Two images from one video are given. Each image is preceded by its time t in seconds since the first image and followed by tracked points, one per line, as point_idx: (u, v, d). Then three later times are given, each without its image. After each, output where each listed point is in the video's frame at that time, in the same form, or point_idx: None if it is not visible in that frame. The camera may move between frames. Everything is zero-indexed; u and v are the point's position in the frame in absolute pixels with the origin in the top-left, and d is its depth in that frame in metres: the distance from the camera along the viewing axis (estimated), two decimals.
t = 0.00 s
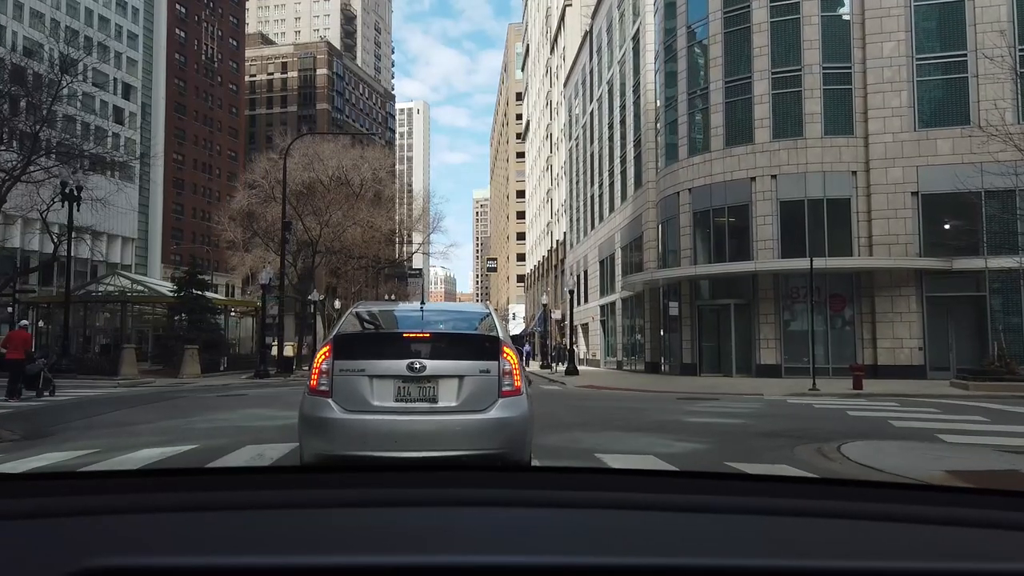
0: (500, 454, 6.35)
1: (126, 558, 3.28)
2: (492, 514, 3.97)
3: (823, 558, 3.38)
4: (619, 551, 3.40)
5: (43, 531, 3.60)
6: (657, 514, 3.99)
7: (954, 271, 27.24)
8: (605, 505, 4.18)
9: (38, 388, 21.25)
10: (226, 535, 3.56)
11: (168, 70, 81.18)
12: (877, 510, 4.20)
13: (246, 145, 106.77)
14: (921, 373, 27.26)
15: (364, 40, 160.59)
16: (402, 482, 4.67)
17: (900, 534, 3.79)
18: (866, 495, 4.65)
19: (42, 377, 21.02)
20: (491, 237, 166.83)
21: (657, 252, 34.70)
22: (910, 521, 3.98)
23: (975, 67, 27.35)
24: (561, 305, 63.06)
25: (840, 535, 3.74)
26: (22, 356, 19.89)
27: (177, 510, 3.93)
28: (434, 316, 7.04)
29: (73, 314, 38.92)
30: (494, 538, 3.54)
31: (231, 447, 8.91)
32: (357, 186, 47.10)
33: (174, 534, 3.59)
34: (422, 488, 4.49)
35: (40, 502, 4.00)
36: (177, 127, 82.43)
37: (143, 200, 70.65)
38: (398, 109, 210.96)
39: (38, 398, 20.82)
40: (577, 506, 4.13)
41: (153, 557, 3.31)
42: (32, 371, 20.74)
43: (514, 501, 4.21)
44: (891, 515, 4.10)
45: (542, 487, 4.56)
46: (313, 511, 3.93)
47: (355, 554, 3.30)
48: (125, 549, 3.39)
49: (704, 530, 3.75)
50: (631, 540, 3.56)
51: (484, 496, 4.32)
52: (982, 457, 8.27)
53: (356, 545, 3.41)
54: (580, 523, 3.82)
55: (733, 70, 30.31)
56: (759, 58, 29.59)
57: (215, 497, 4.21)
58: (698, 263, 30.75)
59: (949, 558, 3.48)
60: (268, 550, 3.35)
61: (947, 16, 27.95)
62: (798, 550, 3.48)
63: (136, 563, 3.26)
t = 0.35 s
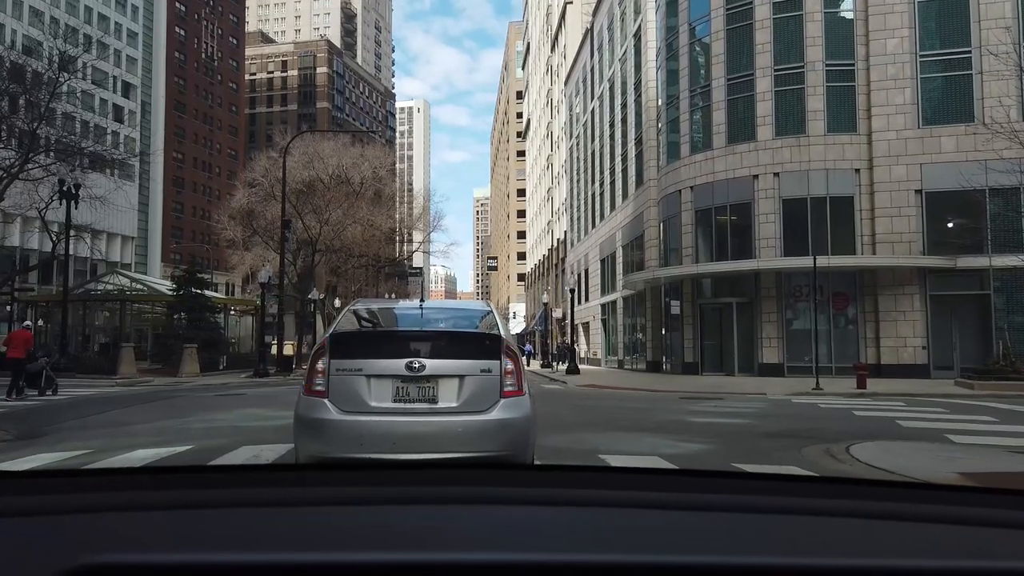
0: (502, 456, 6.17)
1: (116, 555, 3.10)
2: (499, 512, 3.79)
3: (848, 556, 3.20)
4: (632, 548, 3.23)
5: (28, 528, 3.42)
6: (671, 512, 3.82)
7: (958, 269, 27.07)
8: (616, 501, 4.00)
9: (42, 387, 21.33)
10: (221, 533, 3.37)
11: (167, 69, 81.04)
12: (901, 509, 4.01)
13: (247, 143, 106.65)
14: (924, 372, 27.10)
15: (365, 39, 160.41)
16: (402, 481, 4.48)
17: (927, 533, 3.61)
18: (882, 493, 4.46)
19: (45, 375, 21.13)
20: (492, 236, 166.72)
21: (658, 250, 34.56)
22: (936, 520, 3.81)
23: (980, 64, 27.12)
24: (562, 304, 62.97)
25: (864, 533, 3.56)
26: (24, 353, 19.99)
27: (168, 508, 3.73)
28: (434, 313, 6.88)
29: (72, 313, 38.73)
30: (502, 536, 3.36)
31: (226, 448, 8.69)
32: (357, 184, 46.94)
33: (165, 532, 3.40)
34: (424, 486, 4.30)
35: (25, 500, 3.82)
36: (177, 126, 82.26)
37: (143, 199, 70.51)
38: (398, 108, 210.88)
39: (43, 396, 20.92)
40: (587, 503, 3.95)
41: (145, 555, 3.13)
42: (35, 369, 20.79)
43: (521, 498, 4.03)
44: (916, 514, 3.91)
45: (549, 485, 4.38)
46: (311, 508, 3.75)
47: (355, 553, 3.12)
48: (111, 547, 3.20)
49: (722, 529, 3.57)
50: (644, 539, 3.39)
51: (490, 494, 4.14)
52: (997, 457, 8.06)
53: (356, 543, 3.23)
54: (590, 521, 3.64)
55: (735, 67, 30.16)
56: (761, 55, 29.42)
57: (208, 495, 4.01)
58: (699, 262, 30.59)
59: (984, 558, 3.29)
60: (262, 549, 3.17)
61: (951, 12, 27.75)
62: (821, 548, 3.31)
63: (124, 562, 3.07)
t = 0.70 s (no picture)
0: (504, 457, 6.01)
1: (106, 555, 2.96)
2: (504, 512, 3.63)
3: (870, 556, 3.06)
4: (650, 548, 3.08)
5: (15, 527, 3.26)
6: (685, 508, 3.66)
7: (961, 267, 26.93)
8: (627, 498, 3.84)
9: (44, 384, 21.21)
10: (217, 532, 3.21)
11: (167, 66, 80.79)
12: (925, 507, 3.84)
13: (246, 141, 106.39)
14: (927, 371, 26.94)
15: (365, 36, 160.00)
16: (403, 479, 4.30)
17: (955, 531, 3.44)
18: (898, 492, 4.30)
19: (48, 373, 21.17)
20: (492, 234, 166.58)
21: (659, 249, 34.41)
22: (963, 517, 3.65)
23: (984, 60, 26.90)
24: (563, 302, 62.84)
25: (888, 530, 3.40)
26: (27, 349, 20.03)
27: (159, 505, 3.55)
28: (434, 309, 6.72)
29: (72, 310, 38.59)
30: (508, 535, 3.22)
31: (222, 447, 8.49)
32: (358, 182, 46.71)
33: (159, 529, 3.25)
34: (426, 483, 4.14)
35: (8, 500, 3.64)
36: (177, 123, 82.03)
37: (143, 197, 70.30)
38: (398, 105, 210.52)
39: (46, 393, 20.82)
40: (597, 497, 3.80)
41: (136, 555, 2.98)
42: (38, 367, 20.83)
43: (528, 497, 3.85)
44: (941, 512, 3.75)
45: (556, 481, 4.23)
46: (309, 506, 3.59)
47: (357, 552, 2.97)
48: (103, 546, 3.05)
49: (739, 527, 3.43)
50: (656, 536, 3.24)
51: (494, 492, 3.97)
52: (1010, 457, 7.87)
53: (358, 543, 3.08)
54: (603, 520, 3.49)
55: (738, 64, 29.99)
56: (764, 51, 29.29)
57: (201, 493, 3.85)
58: (701, 260, 30.41)
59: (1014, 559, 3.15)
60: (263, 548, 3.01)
61: (954, 8, 27.57)
62: (844, 549, 3.15)
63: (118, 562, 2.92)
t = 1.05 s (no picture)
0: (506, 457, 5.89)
1: (107, 551, 2.92)
2: (506, 503, 3.56)
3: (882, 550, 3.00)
4: (657, 542, 3.03)
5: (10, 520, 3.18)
6: (691, 501, 3.59)
7: (964, 265, 26.82)
8: (632, 490, 3.76)
9: (48, 383, 21.12)
10: (218, 523, 3.18)
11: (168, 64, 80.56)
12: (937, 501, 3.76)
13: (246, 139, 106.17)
14: (930, 369, 26.83)
15: (365, 34, 159.64)
16: (402, 473, 4.22)
17: (966, 525, 3.37)
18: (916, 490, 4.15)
19: (51, 370, 21.29)
20: (493, 232, 166.43)
21: (661, 247, 34.29)
22: (976, 511, 3.55)
23: (988, 56, 26.75)
24: (563, 299, 62.69)
25: (898, 523, 3.33)
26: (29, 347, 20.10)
27: (154, 500, 3.45)
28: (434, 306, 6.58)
29: (72, 308, 38.54)
30: (510, 529, 3.17)
31: (219, 446, 8.36)
32: (358, 179, 46.46)
33: (158, 521, 3.20)
34: (426, 477, 4.06)
35: None
36: (176, 121, 81.83)
37: (143, 194, 70.12)
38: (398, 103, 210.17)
39: (50, 392, 20.72)
40: (601, 487, 3.74)
41: (138, 550, 2.95)
42: (40, 365, 20.89)
43: (531, 490, 3.78)
44: (950, 505, 3.67)
45: (559, 474, 4.14)
46: (309, 498, 3.52)
47: (359, 549, 2.88)
48: (106, 540, 3.01)
49: (745, 518, 3.37)
50: (664, 530, 3.18)
51: (496, 485, 3.89)
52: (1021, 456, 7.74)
53: (359, 536, 3.03)
54: (606, 511, 3.43)
55: (740, 60, 29.84)
56: (766, 48, 29.16)
57: (198, 485, 3.76)
58: (703, 257, 30.28)
59: None
60: (264, 542, 2.98)
61: (958, 5, 27.45)
62: (854, 542, 3.08)
63: (121, 559, 2.89)
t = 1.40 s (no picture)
0: (506, 458, 5.79)
1: (102, 551, 2.82)
2: (509, 503, 3.47)
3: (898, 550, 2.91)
4: (667, 542, 2.93)
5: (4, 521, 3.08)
6: (699, 501, 3.49)
7: (967, 264, 26.72)
8: (638, 490, 3.66)
9: (52, 382, 20.94)
10: (217, 523, 3.08)
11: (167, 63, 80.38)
12: (951, 501, 3.66)
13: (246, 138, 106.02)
14: (933, 369, 26.74)
15: (365, 33, 159.40)
16: (402, 472, 4.12)
17: (983, 524, 3.27)
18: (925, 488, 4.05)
19: (55, 369, 21.21)
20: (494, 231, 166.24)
21: (662, 246, 34.21)
22: (992, 511, 3.45)
23: (991, 54, 26.65)
24: (564, 299, 62.54)
25: (912, 522, 3.23)
26: (36, 345, 20.07)
27: (148, 500, 3.35)
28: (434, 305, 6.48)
29: (72, 307, 38.47)
30: (515, 529, 3.07)
31: (217, 446, 8.24)
32: (358, 178, 46.28)
33: (155, 521, 3.10)
34: (427, 477, 3.95)
35: None
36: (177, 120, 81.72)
37: (143, 193, 69.99)
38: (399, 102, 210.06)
39: (52, 391, 20.55)
40: (605, 487, 3.65)
41: (136, 551, 2.86)
42: (45, 364, 20.85)
43: (535, 490, 3.67)
44: (964, 504, 3.58)
45: (563, 474, 4.03)
46: (308, 497, 3.42)
47: (359, 551, 2.81)
48: (103, 540, 2.92)
49: (755, 518, 3.27)
50: (673, 530, 3.09)
51: (498, 486, 3.78)
52: None
53: (360, 536, 2.94)
54: (614, 510, 3.33)
55: (742, 59, 29.72)
56: (767, 46, 29.04)
57: (194, 485, 3.66)
58: (704, 257, 30.19)
59: None
60: (264, 542, 2.89)
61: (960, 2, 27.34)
62: (869, 543, 2.99)
63: (116, 561, 2.80)
